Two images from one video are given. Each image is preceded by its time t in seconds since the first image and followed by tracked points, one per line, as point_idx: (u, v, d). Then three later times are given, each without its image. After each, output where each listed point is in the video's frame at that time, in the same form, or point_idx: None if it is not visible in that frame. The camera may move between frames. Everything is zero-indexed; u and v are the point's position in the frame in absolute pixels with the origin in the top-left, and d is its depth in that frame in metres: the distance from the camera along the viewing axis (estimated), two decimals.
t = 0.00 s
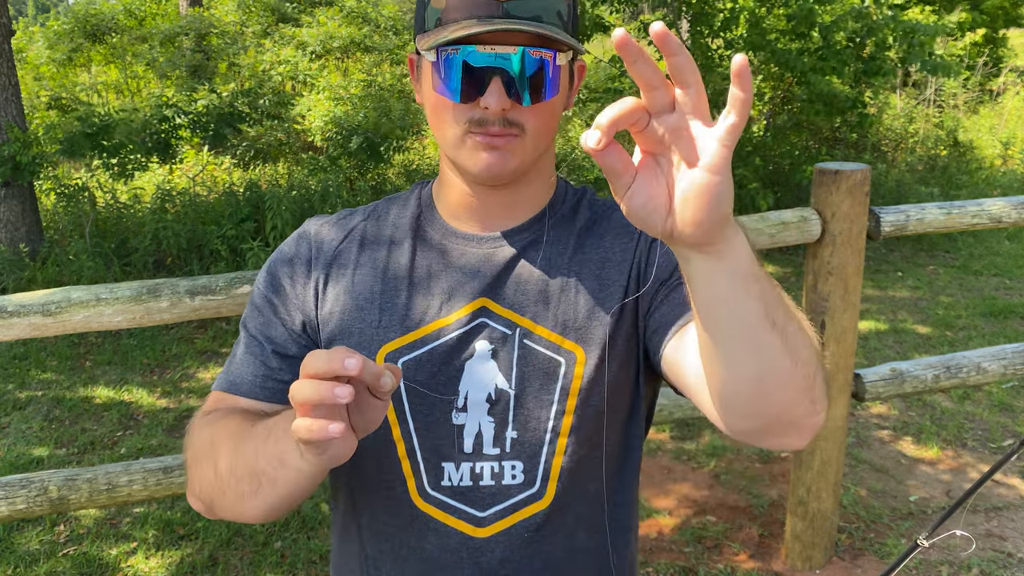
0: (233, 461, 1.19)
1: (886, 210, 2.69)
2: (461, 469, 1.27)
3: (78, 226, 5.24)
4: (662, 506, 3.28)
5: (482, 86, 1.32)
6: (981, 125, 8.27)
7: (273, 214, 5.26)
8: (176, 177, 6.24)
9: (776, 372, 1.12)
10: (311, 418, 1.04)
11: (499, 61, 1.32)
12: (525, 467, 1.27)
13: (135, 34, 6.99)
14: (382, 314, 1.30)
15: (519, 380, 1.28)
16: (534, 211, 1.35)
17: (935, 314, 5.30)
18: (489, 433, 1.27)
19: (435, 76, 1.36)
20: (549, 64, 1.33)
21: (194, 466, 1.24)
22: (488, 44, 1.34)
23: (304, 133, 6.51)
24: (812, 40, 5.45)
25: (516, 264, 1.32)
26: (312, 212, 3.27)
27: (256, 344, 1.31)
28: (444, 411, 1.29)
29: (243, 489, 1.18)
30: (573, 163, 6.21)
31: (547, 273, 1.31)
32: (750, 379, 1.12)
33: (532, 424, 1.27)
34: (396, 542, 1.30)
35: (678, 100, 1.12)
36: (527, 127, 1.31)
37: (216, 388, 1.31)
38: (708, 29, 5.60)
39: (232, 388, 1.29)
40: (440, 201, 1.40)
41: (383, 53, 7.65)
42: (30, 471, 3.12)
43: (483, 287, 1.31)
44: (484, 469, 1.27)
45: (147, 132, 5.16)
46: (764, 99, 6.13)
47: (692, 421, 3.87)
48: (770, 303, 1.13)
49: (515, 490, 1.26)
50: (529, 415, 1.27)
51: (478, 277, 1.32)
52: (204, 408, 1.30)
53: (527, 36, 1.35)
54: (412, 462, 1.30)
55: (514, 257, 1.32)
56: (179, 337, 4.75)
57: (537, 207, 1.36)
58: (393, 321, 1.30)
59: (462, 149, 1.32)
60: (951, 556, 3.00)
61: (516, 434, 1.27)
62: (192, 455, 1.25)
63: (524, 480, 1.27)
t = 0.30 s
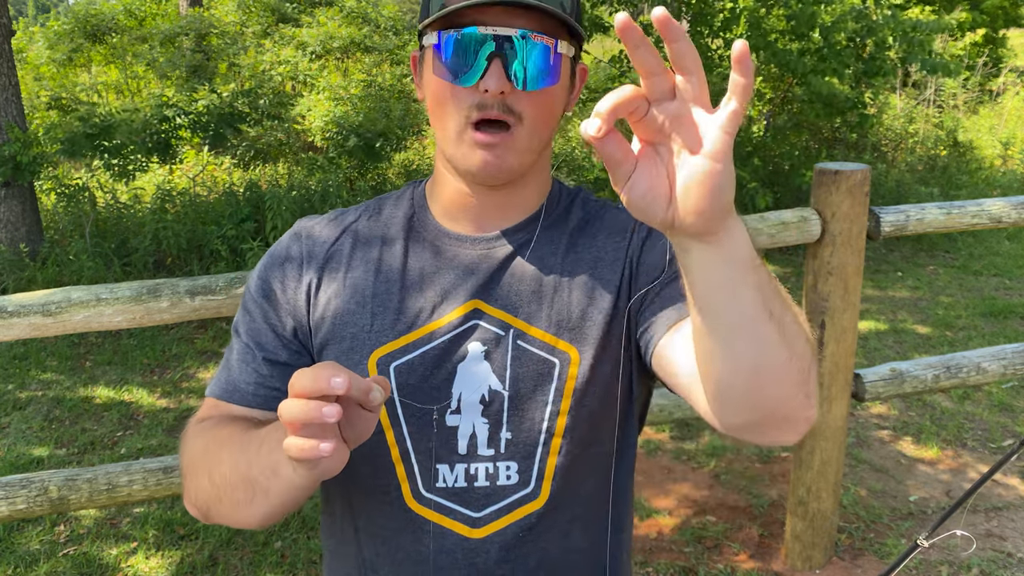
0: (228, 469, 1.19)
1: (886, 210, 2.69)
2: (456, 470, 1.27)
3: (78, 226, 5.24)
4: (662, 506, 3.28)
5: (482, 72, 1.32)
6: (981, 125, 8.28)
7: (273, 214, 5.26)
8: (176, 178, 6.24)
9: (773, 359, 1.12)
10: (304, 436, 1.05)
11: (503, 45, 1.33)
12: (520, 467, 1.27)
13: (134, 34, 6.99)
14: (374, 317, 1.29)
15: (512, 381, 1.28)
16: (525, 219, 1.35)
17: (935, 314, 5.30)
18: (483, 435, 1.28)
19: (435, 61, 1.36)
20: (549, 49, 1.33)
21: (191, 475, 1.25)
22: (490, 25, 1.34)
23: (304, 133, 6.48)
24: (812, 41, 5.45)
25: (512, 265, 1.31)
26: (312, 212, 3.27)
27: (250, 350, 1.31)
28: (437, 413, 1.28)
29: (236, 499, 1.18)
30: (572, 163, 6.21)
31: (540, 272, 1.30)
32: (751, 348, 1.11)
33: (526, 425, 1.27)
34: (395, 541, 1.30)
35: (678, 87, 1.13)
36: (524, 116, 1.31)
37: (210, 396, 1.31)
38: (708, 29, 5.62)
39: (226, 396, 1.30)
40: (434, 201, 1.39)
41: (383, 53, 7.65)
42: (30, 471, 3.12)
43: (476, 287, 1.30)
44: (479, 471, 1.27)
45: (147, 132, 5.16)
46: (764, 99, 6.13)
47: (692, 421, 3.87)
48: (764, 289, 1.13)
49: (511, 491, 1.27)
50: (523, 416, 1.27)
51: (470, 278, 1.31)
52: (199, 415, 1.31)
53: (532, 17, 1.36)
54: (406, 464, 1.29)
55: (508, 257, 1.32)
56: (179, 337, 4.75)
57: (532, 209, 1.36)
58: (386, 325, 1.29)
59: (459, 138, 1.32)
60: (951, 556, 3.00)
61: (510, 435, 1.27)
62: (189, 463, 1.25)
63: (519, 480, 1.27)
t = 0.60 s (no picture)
0: (230, 483, 1.20)
1: (886, 210, 2.69)
2: (454, 474, 1.26)
3: (78, 226, 5.24)
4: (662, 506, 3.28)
5: (468, 70, 1.29)
6: (981, 125, 8.28)
7: (273, 214, 5.28)
8: (176, 178, 6.24)
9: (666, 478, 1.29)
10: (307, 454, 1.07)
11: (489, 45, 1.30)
12: (518, 472, 1.25)
13: (134, 34, 6.99)
14: (370, 321, 1.25)
15: (515, 390, 1.24)
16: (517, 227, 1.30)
17: (935, 314, 5.30)
18: (482, 440, 1.25)
19: (422, 63, 1.33)
20: (536, 48, 1.30)
21: (194, 484, 1.26)
22: (474, 26, 1.32)
23: (304, 133, 6.35)
24: (812, 41, 5.46)
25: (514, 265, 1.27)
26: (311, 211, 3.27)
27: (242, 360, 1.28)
28: (436, 418, 1.25)
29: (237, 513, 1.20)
30: (572, 163, 6.22)
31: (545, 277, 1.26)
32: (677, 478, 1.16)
33: (526, 432, 1.25)
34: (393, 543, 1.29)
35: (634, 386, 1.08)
36: (515, 114, 1.29)
37: (211, 404, 1.29)
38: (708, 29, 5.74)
39: (223, 406, 1.28)
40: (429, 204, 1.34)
41: (383, 53, 7.65)
42: (30, 471, 3.12)
43: (480, 293, 1.26)
44: (477, 475, 1.26)
45: (147, 132, 5.16)
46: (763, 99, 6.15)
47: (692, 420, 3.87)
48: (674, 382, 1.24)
49: (509, 495, 1.26)
50: (523, 421, 1.25)
51: (470, 283, 1.27)
52: (201, 426, 1.30)
53: (517, 15, 1.32)
54: (404, 469, 1.27)
55: (511, 262, 1.27)
56: (179, 337, 4.75)
57: (531, 210, 1.32)
58: (382, 330, 1.25)
59: (452, 137, 1.29)
60: (951, 556, 3.00)
61: (510, 441, 1.25)
62: (191, 477, 1.26)
63: (517, 485, 1.26)
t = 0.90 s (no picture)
0: (238, 512, 1.23)
1: (886, 211, 2.69)
2: (462, 483, 1.25)
3: (78, 226, 5.24)
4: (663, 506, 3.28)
5: (478, 71, 1.27)
6: (981, 125, 8.28)
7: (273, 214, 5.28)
8: (176, 177, 6.23)
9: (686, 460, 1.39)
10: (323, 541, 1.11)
11: (502, 46, 1.29)
12: (526, 480, 1.26)
13: (134, 34, 6.99)
14: (379, 328, 1.22)
15: (525, 402, 1.23)
16: (527, 230, 1.29)
17: (935, 314, 5.30)
18: (491, 449, 1.24)
19: (431, 61, 1.30)
20: (547, 48, 1.29)
21: (199, 494, 1.28)
22: (483, 26, 1.30)
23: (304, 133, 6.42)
24: (811, 41, 5.46)
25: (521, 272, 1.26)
26: (312, 211, 3.27)
27: (244, 366, 1.25)
28: (445, 428, 1.23)
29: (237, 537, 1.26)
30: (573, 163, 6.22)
31: (555, 288, 1.25)
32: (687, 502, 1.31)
33: (535, 440, 1.24)
34: (394, 546, 1.29)
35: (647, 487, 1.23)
36: (525, 116, 1.27)
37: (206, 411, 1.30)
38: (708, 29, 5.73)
39: (221, 415, 1.27)
40: (435, 202, 1.31)
41: (383, 53, 7.65)
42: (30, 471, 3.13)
43: (490, 304, 1.24)
44: (485, 483, 1.25)
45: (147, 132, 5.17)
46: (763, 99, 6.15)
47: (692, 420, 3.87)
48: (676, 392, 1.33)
49: (517, 504, 1.26)
50: (532, 431, 1.24)
51: (480, 292, 1.25)
52: (200, 432, 1.30)
53: (529, 14, 1.32)
54: (413, 477, 1.26)
55: (519, 271, 1.26)
56: (179, 337, 4.75)
57: (536, 217, 1.30)
58: (394, 339, 1.21)
59: (460, 139, 1.27)
60: (951, 556, 3.00)
61: (518, 450, 1.25)
62: (194, 480, 1.28)
63: (524, 493, 1.26)
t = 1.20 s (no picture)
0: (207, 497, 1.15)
1: (886, 211, 2.69)
2: (478, 482, 1.25)
3: (78, 227, 5.24)
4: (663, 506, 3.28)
5: (486, 81, 1.27)
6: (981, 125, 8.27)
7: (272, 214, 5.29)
8: (175, 178, 6.23)
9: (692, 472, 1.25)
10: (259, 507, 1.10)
11: (509, 55, 1.28)
12: (539, 478, 1.26)
13: (134, 34, 6.99)
14: (393, 330, 1.22)
15: (533, 394, 1.25)
16: (535, 227, 1.28)
17: (935, 315, 5.30)
18: (505, 447, 1.25)
19: (439, 71, 1.30)
20: (554, 59, 1.28)
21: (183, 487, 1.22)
22: (492, 38, 1.29)
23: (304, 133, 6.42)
24: (811, 42, 5.45)
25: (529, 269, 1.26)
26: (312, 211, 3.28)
27: (253, 369, 1.23)
28: (462, 425, 1.24)
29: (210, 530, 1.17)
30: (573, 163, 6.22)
31: (562, 287, 1.25)
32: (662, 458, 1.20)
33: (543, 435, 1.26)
34: (400, 545, 1.28)
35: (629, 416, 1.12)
36: (535, 123, 1.27)
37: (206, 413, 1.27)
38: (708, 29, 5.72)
39: (224, 415, 1.24)
40: (447, 202, 1.31)
41: (382, 53, 7.65)
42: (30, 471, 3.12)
43: (498, 300, 1.24)
44: (500, 482, 1.25)
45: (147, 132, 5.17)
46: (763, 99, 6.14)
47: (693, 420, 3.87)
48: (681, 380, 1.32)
49: (530, 501, 1.26)
50: (540, 425, 1.26)
51: (492, 289, 1.25)
52: (197, 431, 1.27)
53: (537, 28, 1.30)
54: (430, 477, 1.25)
55: (525, 267, 1.26)
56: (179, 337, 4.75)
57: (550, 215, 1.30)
58: (410, 338, 1.21)
59: (470, 147, 1.27)
60: (951, 556, 3.00)
61: (530, 446, 1.25)
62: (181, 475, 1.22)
63: (538, 491, 1.26)
